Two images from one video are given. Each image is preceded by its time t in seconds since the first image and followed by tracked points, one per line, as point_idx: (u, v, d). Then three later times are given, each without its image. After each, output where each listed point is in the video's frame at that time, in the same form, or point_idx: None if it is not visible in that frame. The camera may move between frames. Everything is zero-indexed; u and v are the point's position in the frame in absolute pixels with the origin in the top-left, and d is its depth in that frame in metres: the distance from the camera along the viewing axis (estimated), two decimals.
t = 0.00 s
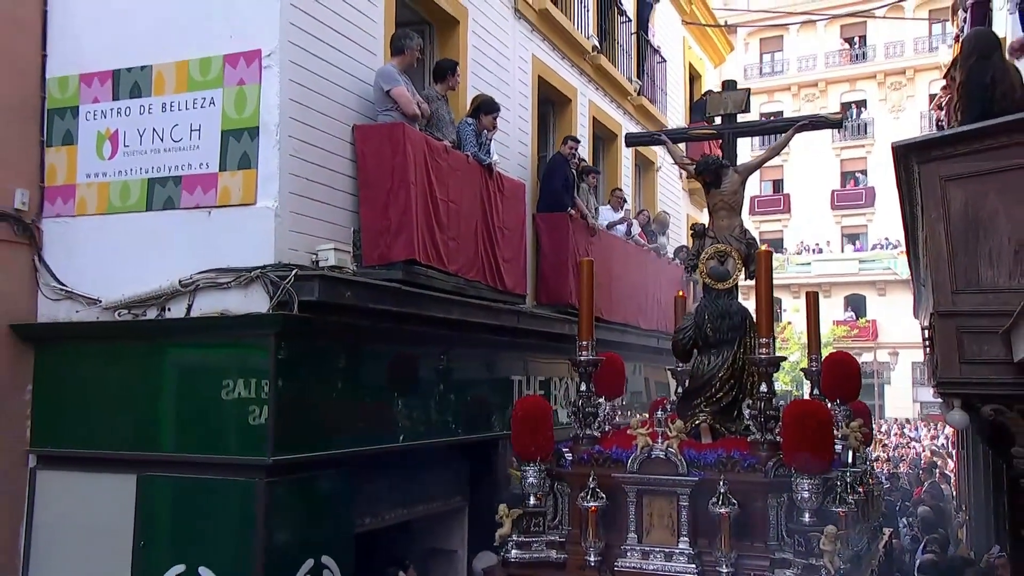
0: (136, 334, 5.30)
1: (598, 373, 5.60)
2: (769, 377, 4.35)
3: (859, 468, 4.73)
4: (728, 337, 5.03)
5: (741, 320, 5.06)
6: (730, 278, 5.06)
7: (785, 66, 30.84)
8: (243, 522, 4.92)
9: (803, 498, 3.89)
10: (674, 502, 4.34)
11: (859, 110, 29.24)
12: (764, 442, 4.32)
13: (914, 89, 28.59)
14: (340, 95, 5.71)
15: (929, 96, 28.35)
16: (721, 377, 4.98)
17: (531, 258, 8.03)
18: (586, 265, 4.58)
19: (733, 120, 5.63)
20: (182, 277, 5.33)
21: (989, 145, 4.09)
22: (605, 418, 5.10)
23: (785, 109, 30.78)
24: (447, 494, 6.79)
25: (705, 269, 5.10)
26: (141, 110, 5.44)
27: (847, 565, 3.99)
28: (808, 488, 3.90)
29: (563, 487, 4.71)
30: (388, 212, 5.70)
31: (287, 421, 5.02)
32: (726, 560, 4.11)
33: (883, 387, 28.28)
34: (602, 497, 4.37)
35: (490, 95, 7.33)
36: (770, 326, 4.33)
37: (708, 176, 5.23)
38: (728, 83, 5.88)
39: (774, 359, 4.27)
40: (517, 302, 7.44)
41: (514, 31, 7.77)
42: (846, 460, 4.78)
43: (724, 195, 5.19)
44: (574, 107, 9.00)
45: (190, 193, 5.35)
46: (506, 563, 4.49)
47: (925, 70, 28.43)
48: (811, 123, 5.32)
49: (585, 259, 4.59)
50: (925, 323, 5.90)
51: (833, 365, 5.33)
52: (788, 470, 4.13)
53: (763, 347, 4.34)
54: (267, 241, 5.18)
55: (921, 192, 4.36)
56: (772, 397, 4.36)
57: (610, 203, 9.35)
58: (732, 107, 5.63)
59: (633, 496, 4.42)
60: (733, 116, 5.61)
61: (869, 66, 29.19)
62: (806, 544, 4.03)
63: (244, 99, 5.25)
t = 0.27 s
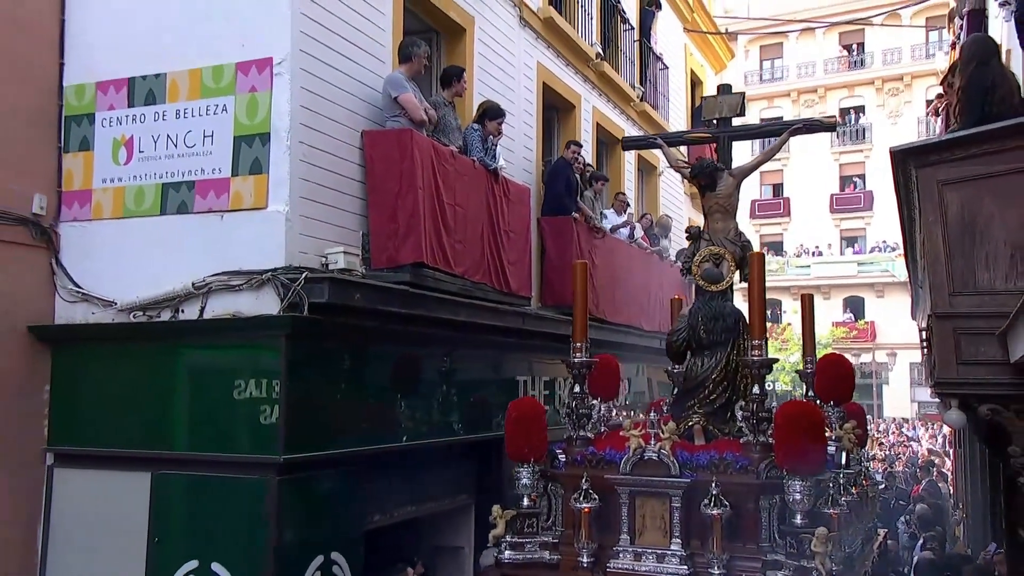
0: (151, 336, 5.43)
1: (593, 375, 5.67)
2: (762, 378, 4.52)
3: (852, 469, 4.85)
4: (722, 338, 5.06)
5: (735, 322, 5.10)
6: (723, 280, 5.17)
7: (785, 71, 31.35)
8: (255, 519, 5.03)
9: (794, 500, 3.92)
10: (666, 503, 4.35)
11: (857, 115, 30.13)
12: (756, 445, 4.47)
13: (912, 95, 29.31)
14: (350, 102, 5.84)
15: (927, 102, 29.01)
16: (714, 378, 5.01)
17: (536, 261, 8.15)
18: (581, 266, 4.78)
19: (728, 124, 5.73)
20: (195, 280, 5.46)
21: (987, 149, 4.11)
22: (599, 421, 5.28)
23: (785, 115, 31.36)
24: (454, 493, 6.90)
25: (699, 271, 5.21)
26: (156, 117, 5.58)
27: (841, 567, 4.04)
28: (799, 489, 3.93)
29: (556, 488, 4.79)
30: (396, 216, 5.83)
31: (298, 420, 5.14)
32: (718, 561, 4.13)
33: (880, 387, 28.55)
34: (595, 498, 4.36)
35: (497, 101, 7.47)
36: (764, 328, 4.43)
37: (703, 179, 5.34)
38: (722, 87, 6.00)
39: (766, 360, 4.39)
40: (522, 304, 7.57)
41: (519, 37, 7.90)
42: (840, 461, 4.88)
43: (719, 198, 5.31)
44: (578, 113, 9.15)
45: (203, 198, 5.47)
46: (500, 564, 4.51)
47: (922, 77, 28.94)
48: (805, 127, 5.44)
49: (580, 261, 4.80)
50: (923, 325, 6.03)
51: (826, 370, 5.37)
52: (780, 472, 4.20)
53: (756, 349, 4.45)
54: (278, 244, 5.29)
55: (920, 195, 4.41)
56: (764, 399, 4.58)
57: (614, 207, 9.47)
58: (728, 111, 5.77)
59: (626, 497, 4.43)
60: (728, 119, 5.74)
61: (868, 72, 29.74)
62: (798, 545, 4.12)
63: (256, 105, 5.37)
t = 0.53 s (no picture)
0: (167, 338, 5.58)
1: (586, 373, 5.65)
2: (752, 377, 4.62)
3: (842, 467, 4.89)
4: (712, 337, 5.05)
5: (726, 320, 5.09)
6: (714, 279, 5.15)
7: (786, 79, 32.39)
8: (269, 516, 5.16)
9: (782, 498, 4.02)
10: (657, 502, 4.43)
11: (857, 122, 30.77)
12: (747, 442, 4.52)
13: (910, 101, 29.94)
14: (360, 110, 5.98)
15: (925, 108, 29.77)
16: (705, 377, 5.02)
17: (542, 264, 8.28)
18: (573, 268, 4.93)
19: (721, 124, 5.86)
20: (209, 283, 5.60)
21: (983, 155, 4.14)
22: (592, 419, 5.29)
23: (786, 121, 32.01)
24: (462, 492, 7.03)
25: (690, 270, 5.19)
26: (172, 125, 5.73)
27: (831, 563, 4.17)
28: (788, 488, 4.03)
29: (549, 487, 4.86)
30: (405, 221, 5.96)
31: (310, 420, 5.27)
32: (710, 560, 4.14)
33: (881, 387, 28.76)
34: (586, 498, 4.45)
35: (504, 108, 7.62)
36: (753, 327, 4.54)
37: (696, 180, 5.44)
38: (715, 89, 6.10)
39: (755, 359, 4.52)
40: (528, 306, 7.71)
41: (526, 45, 8.05)
42: (831, 460, 4.89)
43: (712, 198, 5.41)
44: (583, 120, 9.31)
45: (217, 203, 5.62)
46: (493, 563, 4.63)
47: (919, 83, 29.77)
48: (797, 127, 5.59)
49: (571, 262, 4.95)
50: (921, 326, 6.15)
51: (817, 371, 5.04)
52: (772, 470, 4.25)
53: (746, 348, 4.57)
54: (291, 248, 5.43)
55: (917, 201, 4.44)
56: (754, 397, 4.64)
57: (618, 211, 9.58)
58: (721, 111, 5.86)
59: (616, 496, 4.51)
60: (721, 120, 5.83)
61: (866, 79, 30.58)
62: (787, 544, 4.19)
63: (270, 113, 5.51)
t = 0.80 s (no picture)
0: (183, 340, 5.71)
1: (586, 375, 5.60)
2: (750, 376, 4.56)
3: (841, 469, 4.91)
4: (710, 339, 5.05)
5: (724, 322, 5.07)
6: (712, 280, 5.13)
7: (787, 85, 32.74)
8: (282, 514, 5.27)
9: (781, 499, 4.04)
10: (654, 503, 4.41)
11: (857, 128, 30.96)
12: (743, 444, 4.50)
13: (908, 108, 29.98)
14: (370, 117, 6.11)
15: (923, 114, 29.75)
16: (703, 378, 5.02)
17: (549, 267, 8.40)
18: (571, 270, 4.88)
19: (720, 128, 5.95)
20: (223, 286, 5.72)
21: (986, 158, 3.97)
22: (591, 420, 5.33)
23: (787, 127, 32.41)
24: (469, 491, 7.15)
25: (688, 272, 5.16)
26: (187, 132, 5.87)
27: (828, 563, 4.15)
28: (785, 489, 4.05)
29: (547, 489, 4.85)
30: (414, 225, 6.10)
31: (321, 420, 5.39)
32: (705, 560, 4.15)
33: (881, 388, 29.40)
34: (583, 499, 4.45)
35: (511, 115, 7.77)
36: (749, 328, 4.56)
37: (694, 183, 5.46)
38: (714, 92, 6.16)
39: (753, 360, 4.45)
40: (534, 309, 7.82)
41: (532, 52, 8.18)
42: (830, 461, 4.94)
43: (711, 201, 5.39)
44: (589, 126, 9.45)
45: (231, 208, 5.75)
46: (491, 564, 4.57)
47: (919, 90, 29.82)
48: (796, 130, 5.69)
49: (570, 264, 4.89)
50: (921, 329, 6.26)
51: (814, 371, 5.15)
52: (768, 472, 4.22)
53: (742, 349, 4.53)
54: (302, 252, 5.54)
55: (917, 205, 4.27)
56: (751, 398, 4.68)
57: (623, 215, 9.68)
58: (719, 115, 5.94)
59: (613, 497, 4.51)
60: (720, 123, 5.92)
61: (866, 86, 30.64)
62: (783, 545, 4.14)
63: (283, 120, 5.64)
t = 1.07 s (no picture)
0: (197, 342, 5.85)
1: (591, 376, 5.52)
2: (753, 379, 4.56)
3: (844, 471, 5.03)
4: (712, 341, 5.05)
5: (726, 324, 5.08)
6: (714, 282, 5.17)
7: (789, 92, 33.17)
8: (293, 512, 5.39)
9: (781, 502, 4.08)
10: (655, 505, 4.44)
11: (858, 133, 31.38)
12: (745, 447, 4.56)
13: (908, 113, 30.49)
14: (380, 124, 6.23)
15: (923, 120, 30.15)
16: (705, 380, 5.03)
17: (555, 270, 8.52)
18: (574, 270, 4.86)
19: (726, 130, 6.06)
20: (237, 289, 5.86)
21: (985, 164, 4.02)
22: (593, 420, 5.31)
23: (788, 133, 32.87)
24: (475, 490, 7.27)
25: (692, 272, 5.20)
26: (202, 139, 6.01)
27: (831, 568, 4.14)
28: (787, 492, 4.08)
29: (548, 489, 4.90)
30: (423, 229, 6.23)
31: (332, 420, 5.50)
32: (705, 563, 4.19)
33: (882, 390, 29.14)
34: (584, 500, 4.49)
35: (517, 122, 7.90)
36: (751, 330, 4.51)
37: (700, 184, 5.64)
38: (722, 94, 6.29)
39: (755, 363, 4.47)
40: (540, 312, 7.94)
41: (537, 59, 8.32)
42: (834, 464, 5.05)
43: (716, 202, 5.65)
44: (594, 132, 9.59)
45: (244, 213, 5.88)
46: (493, 564, 4.62)
47: (919, 97, 30.35)
48: (803, 131, 5.80)
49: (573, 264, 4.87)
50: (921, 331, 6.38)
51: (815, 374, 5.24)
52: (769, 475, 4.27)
53: (745, 352, 4.52)
54: (314, 256, 5.66)
55: (917, 209, 4.32)
56: (753, 401, 4.68)
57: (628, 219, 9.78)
58: (725, 117, 6.05)
59: (614, 500, 4.54)
60: (726, 125, 6.04)
61: (866, 92, 31.16)
62: (784, 548, 4.22)
63: (295, 127, 5.75)
